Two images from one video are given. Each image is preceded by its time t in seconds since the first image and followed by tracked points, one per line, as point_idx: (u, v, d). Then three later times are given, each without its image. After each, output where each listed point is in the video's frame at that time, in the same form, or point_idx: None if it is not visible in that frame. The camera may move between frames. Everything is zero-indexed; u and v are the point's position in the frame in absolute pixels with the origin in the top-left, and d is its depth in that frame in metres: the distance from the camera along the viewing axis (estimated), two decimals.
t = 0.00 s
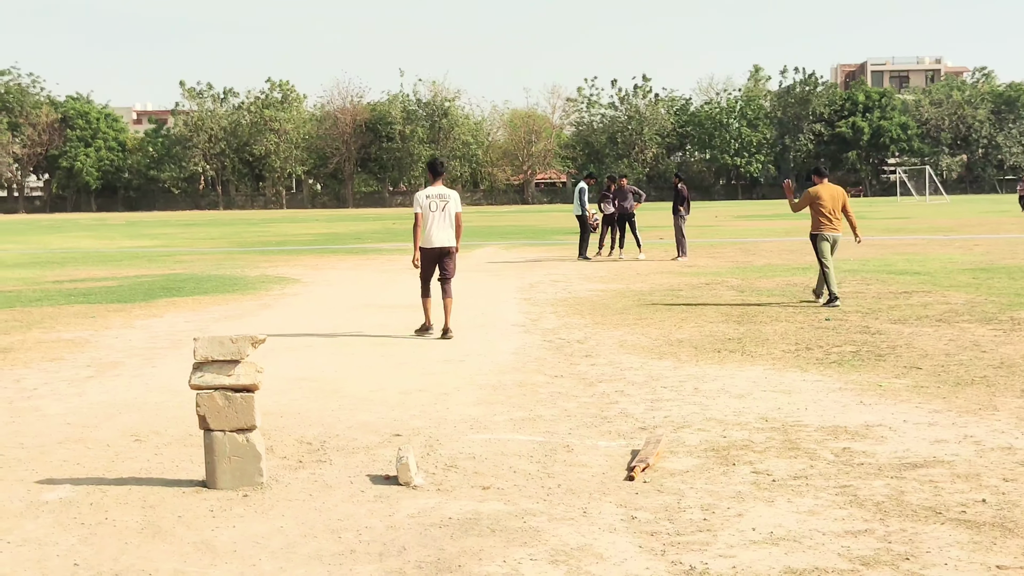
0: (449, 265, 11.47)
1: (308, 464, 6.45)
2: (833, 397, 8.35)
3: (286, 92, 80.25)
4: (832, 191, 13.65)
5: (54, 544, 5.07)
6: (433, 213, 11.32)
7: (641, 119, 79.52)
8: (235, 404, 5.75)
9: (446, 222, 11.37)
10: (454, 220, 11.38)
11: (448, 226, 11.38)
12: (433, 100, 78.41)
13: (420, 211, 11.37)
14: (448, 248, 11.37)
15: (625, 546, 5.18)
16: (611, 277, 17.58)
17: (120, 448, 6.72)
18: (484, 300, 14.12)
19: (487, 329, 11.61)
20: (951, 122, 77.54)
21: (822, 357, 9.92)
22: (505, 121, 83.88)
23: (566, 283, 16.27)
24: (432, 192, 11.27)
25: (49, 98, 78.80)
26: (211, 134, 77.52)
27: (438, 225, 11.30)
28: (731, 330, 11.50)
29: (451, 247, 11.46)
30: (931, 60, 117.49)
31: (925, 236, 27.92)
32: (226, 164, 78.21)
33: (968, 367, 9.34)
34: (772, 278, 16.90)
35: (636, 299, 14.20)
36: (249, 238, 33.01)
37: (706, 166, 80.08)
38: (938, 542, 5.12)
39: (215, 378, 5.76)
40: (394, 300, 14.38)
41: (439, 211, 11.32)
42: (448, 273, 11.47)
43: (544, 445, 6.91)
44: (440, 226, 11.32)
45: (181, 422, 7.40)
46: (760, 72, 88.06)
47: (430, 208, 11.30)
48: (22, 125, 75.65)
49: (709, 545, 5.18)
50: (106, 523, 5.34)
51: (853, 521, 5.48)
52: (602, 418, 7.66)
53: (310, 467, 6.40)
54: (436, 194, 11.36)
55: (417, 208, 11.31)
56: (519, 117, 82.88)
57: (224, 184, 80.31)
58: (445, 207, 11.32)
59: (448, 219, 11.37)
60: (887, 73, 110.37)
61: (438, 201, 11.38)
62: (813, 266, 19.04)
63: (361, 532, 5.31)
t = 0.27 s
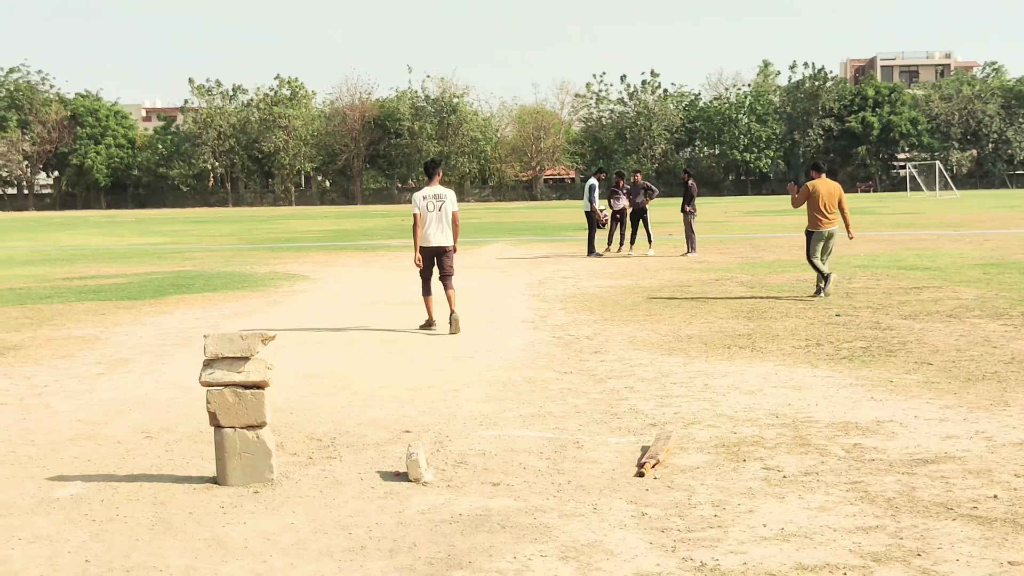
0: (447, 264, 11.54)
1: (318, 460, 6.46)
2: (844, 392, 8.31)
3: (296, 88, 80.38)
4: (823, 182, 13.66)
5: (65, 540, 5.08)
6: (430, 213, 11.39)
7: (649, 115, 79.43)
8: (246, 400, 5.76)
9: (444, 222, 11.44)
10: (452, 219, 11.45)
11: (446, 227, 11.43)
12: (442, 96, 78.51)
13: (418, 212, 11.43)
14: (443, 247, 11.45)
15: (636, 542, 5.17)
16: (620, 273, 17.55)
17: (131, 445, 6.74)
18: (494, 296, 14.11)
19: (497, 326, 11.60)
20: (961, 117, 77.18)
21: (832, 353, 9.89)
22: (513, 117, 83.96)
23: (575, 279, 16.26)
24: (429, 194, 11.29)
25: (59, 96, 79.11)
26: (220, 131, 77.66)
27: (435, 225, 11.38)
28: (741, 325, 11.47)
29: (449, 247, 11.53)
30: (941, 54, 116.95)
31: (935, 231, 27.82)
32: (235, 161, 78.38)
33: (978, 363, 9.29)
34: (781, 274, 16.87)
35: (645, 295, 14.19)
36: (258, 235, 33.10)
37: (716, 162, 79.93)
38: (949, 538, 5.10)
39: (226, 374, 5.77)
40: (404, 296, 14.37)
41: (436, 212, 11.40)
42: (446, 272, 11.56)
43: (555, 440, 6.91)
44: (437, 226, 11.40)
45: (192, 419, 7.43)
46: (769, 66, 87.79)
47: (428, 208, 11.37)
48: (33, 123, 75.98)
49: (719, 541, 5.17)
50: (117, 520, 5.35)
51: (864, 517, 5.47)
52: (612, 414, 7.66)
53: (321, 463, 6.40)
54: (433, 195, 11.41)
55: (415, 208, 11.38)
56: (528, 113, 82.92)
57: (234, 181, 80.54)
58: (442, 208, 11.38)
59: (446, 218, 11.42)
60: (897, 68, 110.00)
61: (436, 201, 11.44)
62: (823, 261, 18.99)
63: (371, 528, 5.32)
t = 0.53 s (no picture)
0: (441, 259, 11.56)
1: (325, 457, 6.46)
2: (851, 390, 8.30)
3: (301, 85, 80.39)
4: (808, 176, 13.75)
5: (71, 537, 5.08)
6: (427, 206, 11.43)
7: (655, 112, 78.81)
8: (252, 397, 5.75)
9: (440, 216, 11.48)
10: (448, 214, 11.49)
11: (441, 221, 11.47)
12: (448, 93, 78.56)
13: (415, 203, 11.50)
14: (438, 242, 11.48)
15: (642, 539, 5.17)
16: (626, 270, 17.52)
17: (136, 442, 6.75)
18: (500, 294, 14.09)
19: (503, 323, 11.60)
20: (967, 114, 76.95)
21: (838, 350, 9.87)
22: (519, 115, 83.94)
23: (581, 277, 16.27)
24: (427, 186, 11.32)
25: (64, 93, 79.18)
26: (226, 129, 77.59)
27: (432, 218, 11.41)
28: (747, 322, 11.46)
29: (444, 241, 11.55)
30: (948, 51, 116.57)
31: (942, 228, 27.75)
32: (241, 158, 78.38)
33: (984, 361, 9.26)
34: (788, 271, 16.83)
35: (652, 292, 14.17)
36: (264, 233, 33.11)
37: (722, 159, 79.79)
38: (956, 536, 5.09)
39: (231, 372, 5.77)
40: (410, 293, 14.38)
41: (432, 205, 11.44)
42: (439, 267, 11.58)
43: (561, 438, 6.91)
44: (434, 219, 11.38)
45: (198, 415, 7.44)
46: (775, 64, 87.54)
47: (425, 201, 11.43)
48: (39, 119, 76.06)
49: (726, 539, 5.17)
50: (123, 517, 5.36)
51: (870, 514, 5.46)
52: (618, 411, 7.65)
53: (326, 460, 6.40)
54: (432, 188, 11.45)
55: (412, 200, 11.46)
56: (533, 110, 82.90)
57: (239, 177, 80.61)
58: (439, 201, 11.42)
59: (442, 212, 11.46)
60: (903, 66, 109.75)
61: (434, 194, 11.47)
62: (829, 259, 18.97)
63: (378, 525, 5.33)
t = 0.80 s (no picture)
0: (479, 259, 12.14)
1: (386, 444, 6.56)
2: (914, 388, 8.19)
3: (364, 75, 80.92)
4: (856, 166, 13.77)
5: (141, 516, 5.22)
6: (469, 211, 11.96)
7: (718, 105, 78.10)
8: (317, 383, 5.86)
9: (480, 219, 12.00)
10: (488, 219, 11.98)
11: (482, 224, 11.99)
12: (510, 84, 78.64)
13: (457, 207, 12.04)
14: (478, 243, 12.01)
15: (701, 533, 5.18)
16: (686, 264, 17.40)
17: (203, 424, 6.90)
18: (558, 286, 14.10)
19: (563, 314, 11.63)
20: None
21: (901, 348, 9.74)
22: (580, 106, 83.73)
23: (640, 270, 16.20)
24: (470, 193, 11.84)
25: (132, 79, 80.71)
26: (288, 117, 78.39)
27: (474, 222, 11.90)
28: (809, 319, 11.35)
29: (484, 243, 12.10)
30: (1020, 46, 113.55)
31: (1010, 227, 27.12)
32: (304, 146, 79.18)
33: None
34: (850, 267, 16.60)
35: (712, 286, 14.08)
36: (325, 221, 33.43)
37: (785, 154, 78.62)
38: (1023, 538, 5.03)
39: (297, 358, 5.87)
40: (469, 283, 14.46)
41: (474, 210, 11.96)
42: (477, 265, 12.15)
43: (620, 431, 6.92)
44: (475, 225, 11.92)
45: (262, 400, 7.58)
46: (841, 57, 86.01)
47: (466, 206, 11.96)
48: (107, 106, 77.64)
49: (786, 535, 5.15)
50: (191, 497, 5.49)
51: (933, 514, 5.40)
52: (678, 405, 7.64)
53: (387, 447, 6.50)
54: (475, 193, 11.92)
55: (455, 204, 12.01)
56: (595, 102, 82.54)
57: (301, 165, 81.49)
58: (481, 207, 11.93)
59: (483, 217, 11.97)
60: (972, 61, 107.22)
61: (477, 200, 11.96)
62: (893, 255, 18.66)
63: (439, 512, 5.40)
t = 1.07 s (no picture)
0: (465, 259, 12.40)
1: (391, 436, 6.55)
2: (920, 379, 8.17)
3: (368, 66, 80.80)
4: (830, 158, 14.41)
5: (145, 507, 5.22)
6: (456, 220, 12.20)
7: (723, 95, 77.92)
8: (322, 374, 5.85)
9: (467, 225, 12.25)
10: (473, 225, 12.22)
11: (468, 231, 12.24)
12: (514, 75, 78.56)
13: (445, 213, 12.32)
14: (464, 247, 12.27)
15: (707, 524, 5.17)
16: (692, 255, 17.36)
17: (208, 416, 6.90)
18: (563, 277, 14.09)
19: (568, 306, 11.61)
20: None
21: (907, 339, 9.71)
22: (585, 97, 83.58)
23: (645, 261, 16.17)
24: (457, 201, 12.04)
25: (137, 71, 80.73)
26: (293, 109, 78.33)
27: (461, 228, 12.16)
28: (814, 309, 11.32)
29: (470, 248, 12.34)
30: None
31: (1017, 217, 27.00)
32: (308, 138, 79.10)
33: None
34: (856, 258, 16.55)
35: (718, 277, 14.05)
36: (330, 213, 33.40)
37: (790, 144, 78.27)
38: None
39: (302, 350, 5.87)
40: (474, 275, 14.43)
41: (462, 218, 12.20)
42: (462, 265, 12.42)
43: (625, 422, 6.90)
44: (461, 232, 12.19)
45: (266, 392, 7.58)
46: (846, 47, 85.62)
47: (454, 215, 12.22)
48: (111, 98, 77.67)
49: (792, 526, 5.14)
50: (196, 489, 5.49)
51: (939, 505, 5.39)
52: (683, 396, 7.63)
53: (392, 438, 6.49)
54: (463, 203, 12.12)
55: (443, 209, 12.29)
56: (600, 93, 82.39)
57: (306, 157, 81.48)
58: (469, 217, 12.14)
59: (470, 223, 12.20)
60: (978, 51, 106.75)
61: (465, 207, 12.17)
62: (899, 246, 18.60)
63: (443, 504, 5.40)
